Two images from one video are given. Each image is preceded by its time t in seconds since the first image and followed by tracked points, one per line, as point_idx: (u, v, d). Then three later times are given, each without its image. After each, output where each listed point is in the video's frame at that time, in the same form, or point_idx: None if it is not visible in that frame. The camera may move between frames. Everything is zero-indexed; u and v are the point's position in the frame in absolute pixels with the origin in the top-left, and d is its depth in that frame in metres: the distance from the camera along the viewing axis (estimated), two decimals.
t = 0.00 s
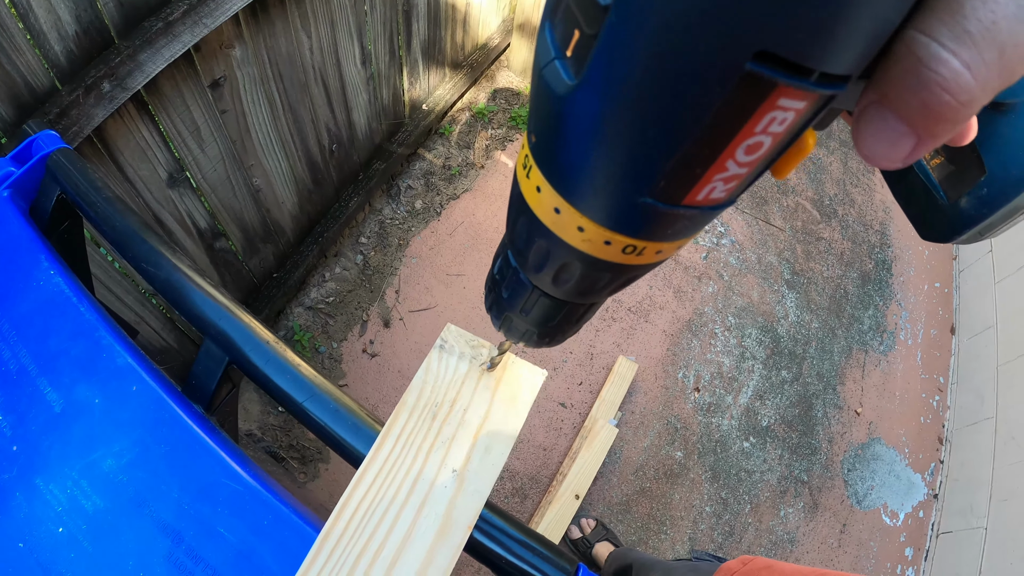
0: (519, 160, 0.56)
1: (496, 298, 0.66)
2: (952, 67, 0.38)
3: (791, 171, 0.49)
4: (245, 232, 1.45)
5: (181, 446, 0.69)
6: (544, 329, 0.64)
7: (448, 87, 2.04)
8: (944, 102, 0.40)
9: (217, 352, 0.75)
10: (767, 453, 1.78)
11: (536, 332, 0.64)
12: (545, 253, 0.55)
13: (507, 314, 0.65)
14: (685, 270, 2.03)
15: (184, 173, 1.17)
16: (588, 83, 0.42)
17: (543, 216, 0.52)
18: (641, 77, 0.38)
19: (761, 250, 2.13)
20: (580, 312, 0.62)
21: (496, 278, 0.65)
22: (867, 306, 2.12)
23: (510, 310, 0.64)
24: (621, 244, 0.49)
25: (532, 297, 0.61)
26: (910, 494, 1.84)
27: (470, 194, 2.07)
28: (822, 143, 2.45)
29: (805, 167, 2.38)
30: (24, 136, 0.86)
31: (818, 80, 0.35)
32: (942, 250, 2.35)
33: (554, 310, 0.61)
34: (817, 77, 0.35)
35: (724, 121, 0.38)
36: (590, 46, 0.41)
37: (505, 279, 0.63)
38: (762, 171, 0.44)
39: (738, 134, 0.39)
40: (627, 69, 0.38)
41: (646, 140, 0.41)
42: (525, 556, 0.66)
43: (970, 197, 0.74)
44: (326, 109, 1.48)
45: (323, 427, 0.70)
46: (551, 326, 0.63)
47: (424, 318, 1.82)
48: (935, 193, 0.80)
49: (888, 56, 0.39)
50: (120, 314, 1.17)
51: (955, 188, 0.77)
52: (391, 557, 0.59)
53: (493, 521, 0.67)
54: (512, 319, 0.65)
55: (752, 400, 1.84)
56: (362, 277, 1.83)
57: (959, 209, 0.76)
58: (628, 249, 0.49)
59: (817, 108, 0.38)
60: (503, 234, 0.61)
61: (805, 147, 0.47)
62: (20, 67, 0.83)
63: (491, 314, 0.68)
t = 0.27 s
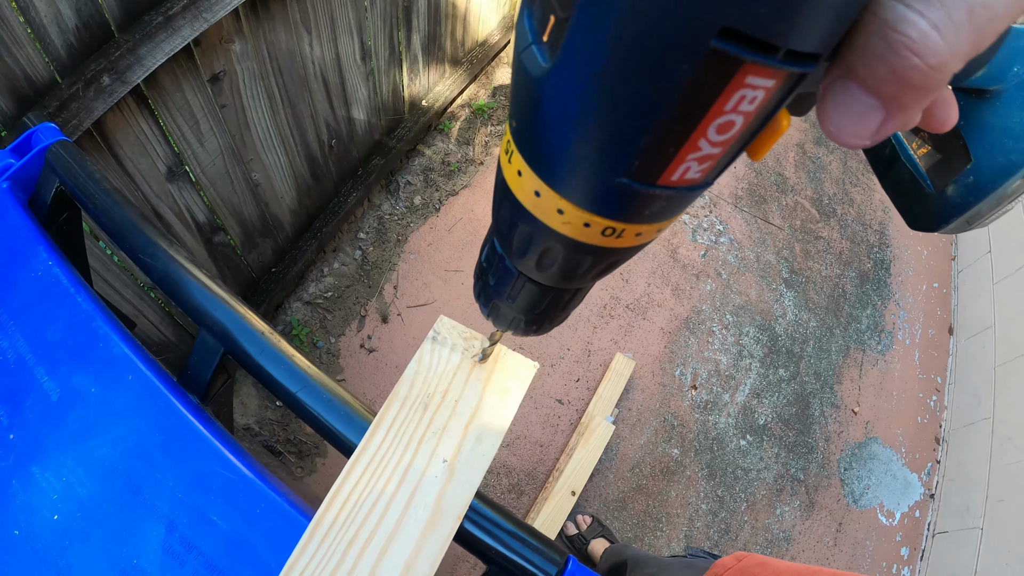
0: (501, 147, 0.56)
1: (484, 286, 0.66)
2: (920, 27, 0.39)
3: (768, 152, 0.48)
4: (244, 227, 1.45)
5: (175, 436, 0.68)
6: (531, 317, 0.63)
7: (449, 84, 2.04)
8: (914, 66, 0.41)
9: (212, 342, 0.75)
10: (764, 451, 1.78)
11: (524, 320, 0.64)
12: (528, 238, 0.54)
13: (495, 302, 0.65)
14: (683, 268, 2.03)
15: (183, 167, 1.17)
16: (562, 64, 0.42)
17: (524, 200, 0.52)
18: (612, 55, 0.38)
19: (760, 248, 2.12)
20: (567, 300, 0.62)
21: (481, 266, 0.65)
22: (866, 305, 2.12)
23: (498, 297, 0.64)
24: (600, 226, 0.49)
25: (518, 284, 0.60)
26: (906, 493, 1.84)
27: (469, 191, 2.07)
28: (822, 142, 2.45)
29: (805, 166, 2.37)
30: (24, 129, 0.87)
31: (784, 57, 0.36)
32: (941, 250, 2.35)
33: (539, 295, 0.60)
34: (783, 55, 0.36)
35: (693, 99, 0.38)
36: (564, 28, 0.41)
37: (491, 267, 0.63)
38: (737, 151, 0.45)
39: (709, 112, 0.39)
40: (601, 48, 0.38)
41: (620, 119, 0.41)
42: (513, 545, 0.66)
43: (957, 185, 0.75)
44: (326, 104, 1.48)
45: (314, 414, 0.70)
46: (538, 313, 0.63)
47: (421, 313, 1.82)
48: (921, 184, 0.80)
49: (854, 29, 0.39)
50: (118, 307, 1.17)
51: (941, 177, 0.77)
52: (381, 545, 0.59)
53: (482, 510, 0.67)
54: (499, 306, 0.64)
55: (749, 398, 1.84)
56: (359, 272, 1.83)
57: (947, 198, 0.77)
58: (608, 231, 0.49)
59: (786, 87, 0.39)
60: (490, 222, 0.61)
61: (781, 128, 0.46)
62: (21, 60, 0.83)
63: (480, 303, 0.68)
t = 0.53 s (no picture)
0: (514, 144, 0.56)
1: (489, 280, 0.65)
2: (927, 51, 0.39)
3: (778, 157, 0.51)
4: (246, 221, 1.45)
5: (177, 423, 0.69)
6: (536, 309, 0.63)
7: (451, 79, 2.04)
8: (924, 86, 0.42)
9: (214, 331, 0.75)
10: (763, 448, 1.78)
11: (529, 313, 0.64)
12: (540, 237, 0.55)
13: (503, 299, 0.64)
14: (683, 265, 2.03)
15: (186, 161, 1.17)
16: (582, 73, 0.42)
17: (538, 200, 0.52)
18: (631, 66, 0.38)
19: (761, 246, 2.12)
20: (573, 292, 0.62)
21: (489, 261, 0.65)
22: (866, 304, 2.11)
23: (504, 290, 0.63)
24: (614, 227, 0.49)
25: (526, 279, 0.60)
26: (905, 492, 1.84)
27: (470, 186, 2.07)
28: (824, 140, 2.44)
29: (807, 165, 2.37)
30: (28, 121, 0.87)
31: (804, 74, 0.36)
32: (942, 250, 2.34)
33: (547, 290, 0.61)
34: (802, 72, 0.36)
35: (716, 112, 0.39)
36: (586, 38, 0.41)
37: (498, 262, 0.63)
38: (749, 156, 0.45)
39: (727, 123, 0.39)
40: (621, 58, 0.39)
41: (637, 128, 0.41)
42: (512, 533, 0.66)
43: (947, 180, 0.76)
44: (328, 99, 1.49)
45: (316, 405, 0.70)
46: (544, 308, 0.63)
47: (422, 309, 1.82)
48: (911, 178, 0.80)
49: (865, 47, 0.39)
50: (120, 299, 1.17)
51: (931, 172, 0.77)
52: (380, 531, 0.60)
53: (481, 499, 0.66)
54: (505, 299, 0.64)
55: (749, 396, 1.84)
56: (361, 267, 1.83)
57: (937, 192, 0.77)
58: (621, 231, 0.50)
59: (801, 100, 0.39)
60: (498, 218, 0.61)
61: (791, 134, 0.49)
62: (24, 52, 0.83)
63: (485, 296, 0.67)
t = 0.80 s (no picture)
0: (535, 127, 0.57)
1: (508, 271, 0.66)
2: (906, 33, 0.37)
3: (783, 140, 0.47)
4: (251, 219, 1.45)
5: (191, 428, 0.69)
6: (557, 304, 0.64)
7: (456, 77, 2.04)
8: (901, 71, 0.38)
9: (227, 335, 0.75)
10: (765, 448, 1.79)
11: (544, 305, 0.64)
12: (553, 214, 0.55)
13: (523, 292, 0.65)
14: (687, 264, 2.03)
15: (191, 158, 1.17)
16: (596, 35, 0.42)
17: (552, 175, 0.53)
18: (642, 19, 0.39)
19: (765, 246, 2.12)
20: (590, 284, 0.62)
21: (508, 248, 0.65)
22: (869, 304, 2.12)
23: (521, 282, 0.64)
24: (623, 202, 0.49)
25: (542, 265, 0.60)
26: (906, 492, 1.85)
27: (474, 184, 2.06)
28: (828, 140, 2.44)
29: (810, 164, 2.37)
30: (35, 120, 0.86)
31: (798, 39, 0.36)
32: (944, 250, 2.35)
33: (562, 279, 0.60)
34: (797, 36, 0.36)
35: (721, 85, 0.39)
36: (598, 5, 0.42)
37: (517, 250, 0.63)
38: (754, 137, 0.45)
39: (725, 91, 0.39)
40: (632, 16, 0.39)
41: (647, 86, 0.41)
42: (530, 540, 0.67)
43: (973, 204, 0.77)
44: (333, 97, 1.48)
45: (332, 410, 0.70)
46: (558, 300, 0.63)
47: (427, 307, 1.83)
48: (938, 202, 0.82)
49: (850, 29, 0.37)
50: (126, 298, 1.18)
51: (957, 196, 0.79)
52: (401, 538, 0.60)
53: (496, 503, 0.68)
54: (522, 292, 0.65)
55: (751, 395, 1.85)
56: (365, 265, 1.83)
57: (964, 216, 0.78)
58: (630, 208, 0.49)
59: (801, 73, 0.39)
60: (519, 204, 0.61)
61: (795, 116, 0.45)
62: (30, 50, 0.83)
63: (503, 290, 0.68)
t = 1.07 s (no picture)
0: (543, 143, 0.56)
1: (517, 284, 0.66)
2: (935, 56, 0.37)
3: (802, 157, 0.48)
4: (253, 217, 1.45)
5: (197, 432, 0.69)
6: (568, 317, 0.64)
7: (459, 75, 2.03)
8: (930, 93, 0.40)
9: (233, 338, 0.75)
10: (766, 447, 1.79)
11: (555, 318, 0.64)
12: (565, 233, 0.54)
13: (533, 304, 0.64)
14: (689, 263, 2.03)
15: (193, 157, 1.16)
16: (612, 59, 0.41)
17: (565, 195, 0.52)
18: (661, 46, 0.38)
19: (767, 245, 2.12)
20: (601, 297, 0.62)
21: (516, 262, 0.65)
22: (870, 304, 2.12)
23: (531, 296, 0.64)
24: (640, 223, 0.49)
25: (552, 280, 0.60)
26: (907, 492, 1.86)
27: (477, 182, 2.06)
28: (831, 139, 2.44)
29: (812, 163, 2.37)
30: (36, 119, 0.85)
31: (825, 63, 0.36)
32: (947, 250, 2.35)
33: (572, 294, 0.60)
34: (823, 61, 0.36)
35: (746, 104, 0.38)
36: (614, 29, 0.41)
37: (526, 264, 0.63)
38: (774, 155, 0.45)
39: (748, 115, 0.39)
40: (652, 42, 0.38)
41: (667, 113, 0.40)
42: (537, 545, 0.67)
43: (982, 200, 0.76)
44: (336, 96, 1.48)
45: (339, 414, 0.70)
46: (568, 313, 0.63)
47: (429, 305, 1.83)
48: (947, 198, 0.81)
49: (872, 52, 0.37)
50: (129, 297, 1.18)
51: (966, 193, 0.78)
52: (410, 542, 0.61)
53: (506, 509, 0.68)
54: (532, 304, 0.65)
55: (753, 395, 1.85)
56: (367, 263, 1.83)
57: (972, 213, 0.77)
58: (645, 228, 0.49)
59: (825, 94, 0.39)
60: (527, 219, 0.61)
61: (815, 135, 0.45)
62: (32, 48, 0.82)
63: (512, 300, 0.68)
